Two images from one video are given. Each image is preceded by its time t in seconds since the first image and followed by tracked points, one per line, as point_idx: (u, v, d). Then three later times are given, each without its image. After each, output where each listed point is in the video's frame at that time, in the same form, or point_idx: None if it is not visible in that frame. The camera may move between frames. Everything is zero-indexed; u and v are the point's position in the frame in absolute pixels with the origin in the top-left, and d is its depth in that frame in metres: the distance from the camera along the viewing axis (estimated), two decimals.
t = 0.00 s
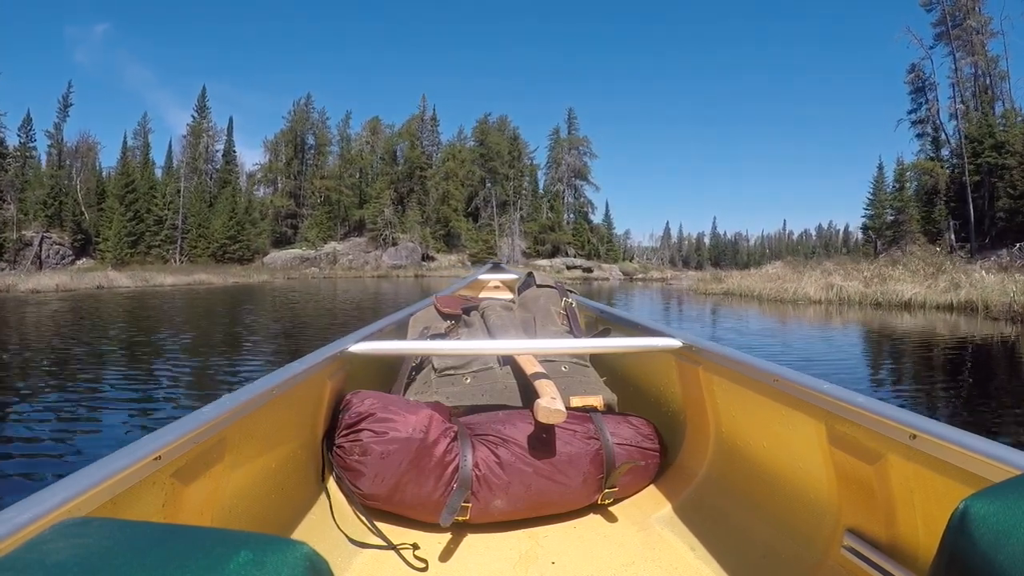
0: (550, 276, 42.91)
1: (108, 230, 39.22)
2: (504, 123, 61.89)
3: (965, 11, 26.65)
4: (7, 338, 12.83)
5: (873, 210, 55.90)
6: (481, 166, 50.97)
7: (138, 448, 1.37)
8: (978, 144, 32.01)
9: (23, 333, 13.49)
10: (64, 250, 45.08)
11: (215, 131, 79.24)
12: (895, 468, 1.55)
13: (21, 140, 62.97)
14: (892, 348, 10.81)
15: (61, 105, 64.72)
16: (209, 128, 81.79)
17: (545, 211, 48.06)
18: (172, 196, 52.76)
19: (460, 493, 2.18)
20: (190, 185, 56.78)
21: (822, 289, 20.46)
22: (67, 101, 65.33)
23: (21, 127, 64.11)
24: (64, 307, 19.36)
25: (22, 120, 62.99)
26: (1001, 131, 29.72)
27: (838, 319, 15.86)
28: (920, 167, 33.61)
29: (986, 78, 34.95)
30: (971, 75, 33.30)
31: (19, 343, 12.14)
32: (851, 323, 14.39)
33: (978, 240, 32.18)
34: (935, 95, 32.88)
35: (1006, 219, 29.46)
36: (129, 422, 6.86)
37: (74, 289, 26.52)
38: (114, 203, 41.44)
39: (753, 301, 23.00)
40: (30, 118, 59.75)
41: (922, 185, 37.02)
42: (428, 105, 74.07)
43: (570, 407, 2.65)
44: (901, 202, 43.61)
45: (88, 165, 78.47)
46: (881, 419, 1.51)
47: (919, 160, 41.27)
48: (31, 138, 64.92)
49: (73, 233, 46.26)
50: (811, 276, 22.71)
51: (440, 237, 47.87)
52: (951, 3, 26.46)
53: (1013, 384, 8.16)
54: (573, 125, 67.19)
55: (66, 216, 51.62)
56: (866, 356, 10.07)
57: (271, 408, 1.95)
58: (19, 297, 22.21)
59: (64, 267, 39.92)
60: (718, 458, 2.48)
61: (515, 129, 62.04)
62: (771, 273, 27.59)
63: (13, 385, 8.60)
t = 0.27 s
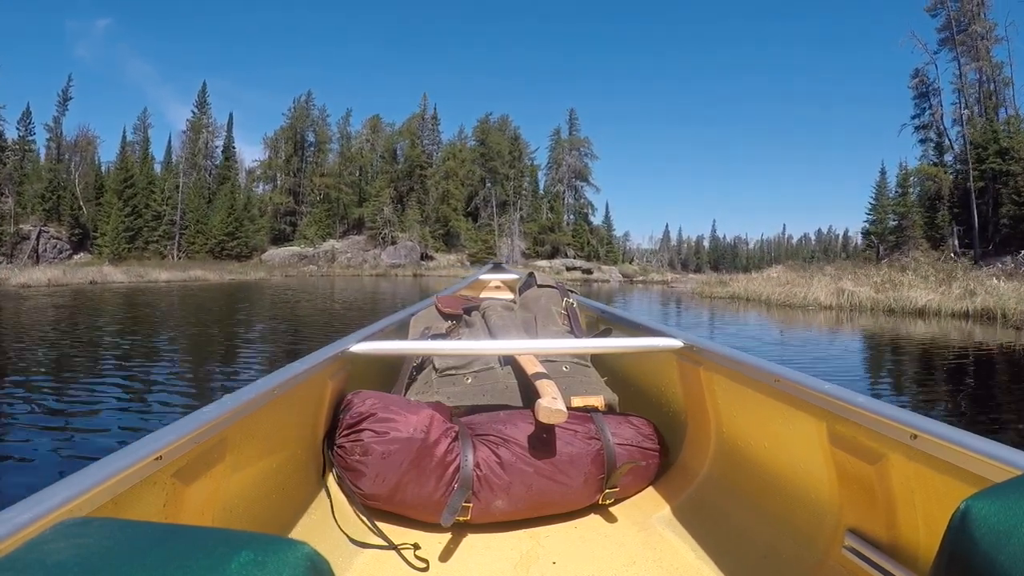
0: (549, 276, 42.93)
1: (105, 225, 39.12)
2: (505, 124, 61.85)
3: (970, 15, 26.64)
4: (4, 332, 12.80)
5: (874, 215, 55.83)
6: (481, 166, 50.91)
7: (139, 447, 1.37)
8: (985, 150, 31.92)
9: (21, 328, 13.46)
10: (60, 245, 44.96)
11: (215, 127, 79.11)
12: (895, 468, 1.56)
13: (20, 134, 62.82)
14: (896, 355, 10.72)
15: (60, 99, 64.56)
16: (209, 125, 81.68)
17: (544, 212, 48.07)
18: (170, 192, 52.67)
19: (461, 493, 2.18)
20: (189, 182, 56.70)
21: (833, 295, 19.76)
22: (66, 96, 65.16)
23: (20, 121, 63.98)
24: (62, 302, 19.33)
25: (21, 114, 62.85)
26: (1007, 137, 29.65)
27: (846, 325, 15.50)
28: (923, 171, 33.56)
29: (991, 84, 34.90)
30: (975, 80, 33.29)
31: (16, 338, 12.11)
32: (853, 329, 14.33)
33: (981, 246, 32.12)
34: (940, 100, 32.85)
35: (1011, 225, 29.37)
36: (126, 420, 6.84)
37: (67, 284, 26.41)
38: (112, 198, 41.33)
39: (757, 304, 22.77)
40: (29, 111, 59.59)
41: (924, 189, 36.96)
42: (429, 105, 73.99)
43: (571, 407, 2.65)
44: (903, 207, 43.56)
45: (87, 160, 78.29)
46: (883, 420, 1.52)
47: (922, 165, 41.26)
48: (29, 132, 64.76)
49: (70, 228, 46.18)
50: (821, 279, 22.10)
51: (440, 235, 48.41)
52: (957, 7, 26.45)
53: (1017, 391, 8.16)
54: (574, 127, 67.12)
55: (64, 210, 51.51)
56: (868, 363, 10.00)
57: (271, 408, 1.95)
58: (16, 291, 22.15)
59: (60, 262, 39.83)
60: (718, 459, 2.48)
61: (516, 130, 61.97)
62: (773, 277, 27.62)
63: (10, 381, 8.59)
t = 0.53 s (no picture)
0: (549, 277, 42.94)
1: (102, 223, 39.00)
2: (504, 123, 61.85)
3: (973, 17, 26.59)
4: None
5: (875, 217, 55.73)
6: (480, 166, 50.87)
7: (141, 447, 1.37)
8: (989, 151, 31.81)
9: (17, 326, 13.42)
10: (57, 243, 44.82)
11: (213, 125, 78.98)
12: (896, 468, 1.55)
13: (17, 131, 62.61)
14: (899, 356, 10.63)
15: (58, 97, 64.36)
16: (207, 123, 81.48)
17: (543, 212, 48.07)
18: (167, 190, 52.54)
19: (462, 493, 2.19)
20: (186, 180, 56.57)
21: (843, 298, 19.19)
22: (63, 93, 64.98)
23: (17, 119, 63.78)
24: (58, 301, 19.27)
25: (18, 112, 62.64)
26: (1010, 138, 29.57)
27: (856, 327, 15.12)
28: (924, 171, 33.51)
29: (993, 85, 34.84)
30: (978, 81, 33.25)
31: (11, 336, 12.07)
32: (852, 330, 14.22)
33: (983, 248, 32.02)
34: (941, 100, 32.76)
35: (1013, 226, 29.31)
36: (122, 420, 6.82)
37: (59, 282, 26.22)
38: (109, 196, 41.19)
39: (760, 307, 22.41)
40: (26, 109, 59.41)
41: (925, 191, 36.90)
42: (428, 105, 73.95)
43: (572, 406, 2.65)
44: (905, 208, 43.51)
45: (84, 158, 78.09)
46: (884, 420, 1.51)
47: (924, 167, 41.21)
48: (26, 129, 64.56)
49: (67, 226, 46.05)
50: (831, 281, 21.55)
51: (437, 235, 49.05)
52: (959, 8, 26.44)
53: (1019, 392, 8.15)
54: (573, 127, 67.05)
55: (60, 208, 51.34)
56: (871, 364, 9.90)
57: (272, 410, 1.95)
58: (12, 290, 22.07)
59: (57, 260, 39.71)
60: (718, 459, 2.49)
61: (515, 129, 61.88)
62: (774, 278, 27.52)
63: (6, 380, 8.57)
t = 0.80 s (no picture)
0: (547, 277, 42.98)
1: (98, 223, 38.89)
2: (503, 122, 61.85)
3: (974, 16, 26.52)
4: None
5: (875, 216, 55.67)
6: (478, 165, 50.86)
7: (143, 446, 1.38)
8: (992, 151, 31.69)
9: (11, 327, 13.36)
10: (54, 243, 44.69)
11: (210, 124, 78.83)
12: (895, 467, 1.56)
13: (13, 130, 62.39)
14: (902, 357, 10.57)
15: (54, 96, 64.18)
16: (204, 122, 81.26)
17: (542, 212, 48.14)
18: (164, 189, 52.41)
19: (462, 493, 2.19)
20: (183, 179, 56.44)
21: (855, 299, 18.66)
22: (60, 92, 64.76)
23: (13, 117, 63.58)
24: (54, 301, 19.21)
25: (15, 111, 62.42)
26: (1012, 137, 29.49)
27: (866, 328, 14.93)
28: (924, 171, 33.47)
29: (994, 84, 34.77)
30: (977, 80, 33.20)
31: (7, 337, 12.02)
32: (861, 332, 14.03)
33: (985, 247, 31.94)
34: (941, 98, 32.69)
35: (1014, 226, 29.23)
36: (119, 421, 6.81)
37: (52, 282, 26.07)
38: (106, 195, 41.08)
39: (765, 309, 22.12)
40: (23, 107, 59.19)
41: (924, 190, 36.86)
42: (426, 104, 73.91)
43: (572, 407, 2.65)
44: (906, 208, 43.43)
45: (80, 158, 77.87)
46: (885, 421, 1.51)
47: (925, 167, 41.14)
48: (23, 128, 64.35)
49: (64, 226, 45.91)
50: (841, 281, 21.16)
51: (436, 235, 49.35)
52: (960, 6, 26.37)
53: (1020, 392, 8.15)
54: (572, 127, 67.02)
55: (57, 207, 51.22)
56: (870, 365, 9.89)
57: (273, 410, 1.95)
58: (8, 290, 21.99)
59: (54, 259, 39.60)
60: (719, 459, 2.48)
61: (513, 129, 61.83)
62: (771, 279, 27.42)
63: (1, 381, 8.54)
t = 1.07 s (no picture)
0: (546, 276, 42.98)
1: (94, 224, 38.78)
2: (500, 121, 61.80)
3: (974, 14, 26.43)
4: None
5: (874, 215, 55.64)
6: (475, 165, 50.85)
7: (142, 447, 1.37)
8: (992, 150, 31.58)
9: (6, 330, 13.31)
10: (50, 245, 44.54)
11: (207, 124, 78.72)
12: (895, 466, 1.56)
13: (9, 131, 62.14)
14: (907, 357, 10.44)
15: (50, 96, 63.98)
16: (200, 123, 81.08)
17: (539, 211, 48.12)
18: (160, 190, 52.24)
19: (462, 493, 2.19)
20: (180, 180, 56.34)
21: (865, 298, 18.51)
22: (56, 93, 64.55)
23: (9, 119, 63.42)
24: (49, 303, 19.16)
25: (10, 112, 62.21)
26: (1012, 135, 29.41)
27: (878, 329, 14.54)
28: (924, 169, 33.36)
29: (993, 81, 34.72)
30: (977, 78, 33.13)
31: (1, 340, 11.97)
32: (865, 331, 13.96)
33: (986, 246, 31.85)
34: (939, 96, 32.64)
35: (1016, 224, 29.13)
36: (117, 423, 6.82)
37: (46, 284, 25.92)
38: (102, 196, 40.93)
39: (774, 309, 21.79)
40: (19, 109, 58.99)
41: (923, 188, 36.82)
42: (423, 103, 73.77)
43: (573, 407, 2.65)
44: (904, 207, 43.38)
45: (76, 159, 77.60)
46: (884, 420, 1.51)
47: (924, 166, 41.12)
48: (18, 129, 64.16)
49: (60, 227, 45.76)
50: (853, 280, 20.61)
51: (433, 236, 48.41)
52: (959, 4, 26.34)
53: None
54: (570, 126, 66.99)
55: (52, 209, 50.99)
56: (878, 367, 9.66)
57: (271, 410, 1.95)
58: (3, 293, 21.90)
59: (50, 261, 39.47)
60: (719, 459, 2.48)
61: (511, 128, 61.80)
62: (769, 281, 27.31)
63: None
